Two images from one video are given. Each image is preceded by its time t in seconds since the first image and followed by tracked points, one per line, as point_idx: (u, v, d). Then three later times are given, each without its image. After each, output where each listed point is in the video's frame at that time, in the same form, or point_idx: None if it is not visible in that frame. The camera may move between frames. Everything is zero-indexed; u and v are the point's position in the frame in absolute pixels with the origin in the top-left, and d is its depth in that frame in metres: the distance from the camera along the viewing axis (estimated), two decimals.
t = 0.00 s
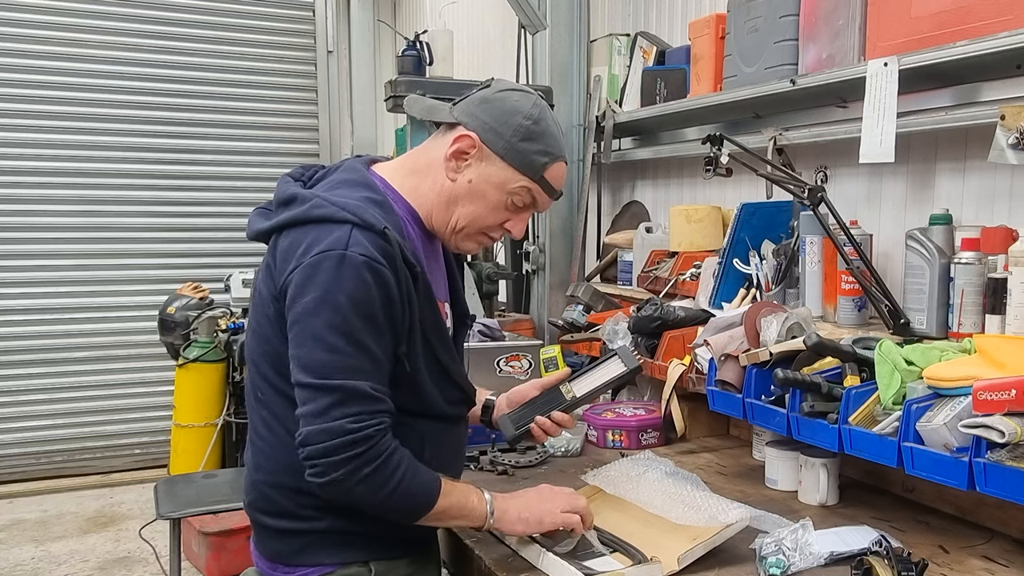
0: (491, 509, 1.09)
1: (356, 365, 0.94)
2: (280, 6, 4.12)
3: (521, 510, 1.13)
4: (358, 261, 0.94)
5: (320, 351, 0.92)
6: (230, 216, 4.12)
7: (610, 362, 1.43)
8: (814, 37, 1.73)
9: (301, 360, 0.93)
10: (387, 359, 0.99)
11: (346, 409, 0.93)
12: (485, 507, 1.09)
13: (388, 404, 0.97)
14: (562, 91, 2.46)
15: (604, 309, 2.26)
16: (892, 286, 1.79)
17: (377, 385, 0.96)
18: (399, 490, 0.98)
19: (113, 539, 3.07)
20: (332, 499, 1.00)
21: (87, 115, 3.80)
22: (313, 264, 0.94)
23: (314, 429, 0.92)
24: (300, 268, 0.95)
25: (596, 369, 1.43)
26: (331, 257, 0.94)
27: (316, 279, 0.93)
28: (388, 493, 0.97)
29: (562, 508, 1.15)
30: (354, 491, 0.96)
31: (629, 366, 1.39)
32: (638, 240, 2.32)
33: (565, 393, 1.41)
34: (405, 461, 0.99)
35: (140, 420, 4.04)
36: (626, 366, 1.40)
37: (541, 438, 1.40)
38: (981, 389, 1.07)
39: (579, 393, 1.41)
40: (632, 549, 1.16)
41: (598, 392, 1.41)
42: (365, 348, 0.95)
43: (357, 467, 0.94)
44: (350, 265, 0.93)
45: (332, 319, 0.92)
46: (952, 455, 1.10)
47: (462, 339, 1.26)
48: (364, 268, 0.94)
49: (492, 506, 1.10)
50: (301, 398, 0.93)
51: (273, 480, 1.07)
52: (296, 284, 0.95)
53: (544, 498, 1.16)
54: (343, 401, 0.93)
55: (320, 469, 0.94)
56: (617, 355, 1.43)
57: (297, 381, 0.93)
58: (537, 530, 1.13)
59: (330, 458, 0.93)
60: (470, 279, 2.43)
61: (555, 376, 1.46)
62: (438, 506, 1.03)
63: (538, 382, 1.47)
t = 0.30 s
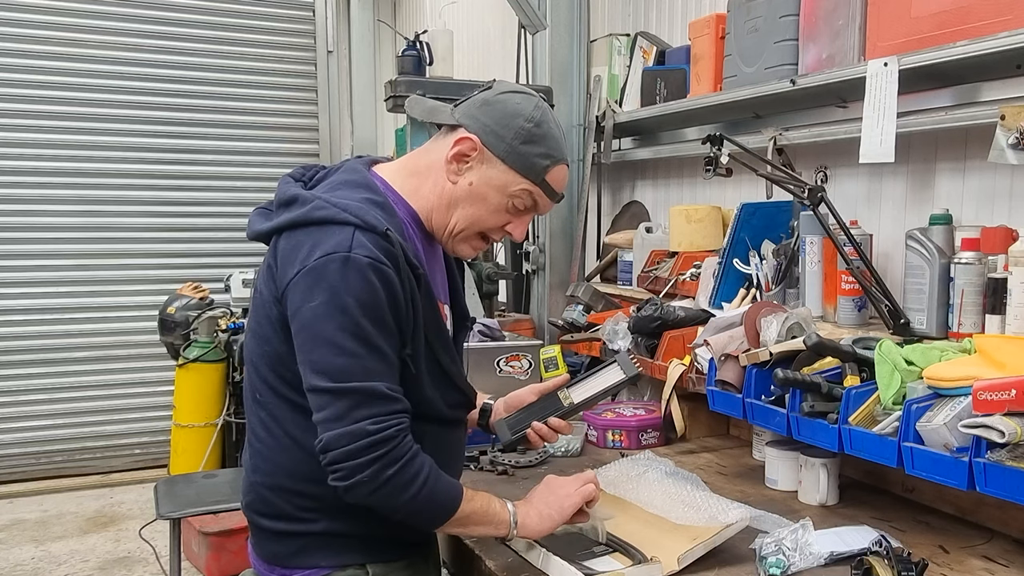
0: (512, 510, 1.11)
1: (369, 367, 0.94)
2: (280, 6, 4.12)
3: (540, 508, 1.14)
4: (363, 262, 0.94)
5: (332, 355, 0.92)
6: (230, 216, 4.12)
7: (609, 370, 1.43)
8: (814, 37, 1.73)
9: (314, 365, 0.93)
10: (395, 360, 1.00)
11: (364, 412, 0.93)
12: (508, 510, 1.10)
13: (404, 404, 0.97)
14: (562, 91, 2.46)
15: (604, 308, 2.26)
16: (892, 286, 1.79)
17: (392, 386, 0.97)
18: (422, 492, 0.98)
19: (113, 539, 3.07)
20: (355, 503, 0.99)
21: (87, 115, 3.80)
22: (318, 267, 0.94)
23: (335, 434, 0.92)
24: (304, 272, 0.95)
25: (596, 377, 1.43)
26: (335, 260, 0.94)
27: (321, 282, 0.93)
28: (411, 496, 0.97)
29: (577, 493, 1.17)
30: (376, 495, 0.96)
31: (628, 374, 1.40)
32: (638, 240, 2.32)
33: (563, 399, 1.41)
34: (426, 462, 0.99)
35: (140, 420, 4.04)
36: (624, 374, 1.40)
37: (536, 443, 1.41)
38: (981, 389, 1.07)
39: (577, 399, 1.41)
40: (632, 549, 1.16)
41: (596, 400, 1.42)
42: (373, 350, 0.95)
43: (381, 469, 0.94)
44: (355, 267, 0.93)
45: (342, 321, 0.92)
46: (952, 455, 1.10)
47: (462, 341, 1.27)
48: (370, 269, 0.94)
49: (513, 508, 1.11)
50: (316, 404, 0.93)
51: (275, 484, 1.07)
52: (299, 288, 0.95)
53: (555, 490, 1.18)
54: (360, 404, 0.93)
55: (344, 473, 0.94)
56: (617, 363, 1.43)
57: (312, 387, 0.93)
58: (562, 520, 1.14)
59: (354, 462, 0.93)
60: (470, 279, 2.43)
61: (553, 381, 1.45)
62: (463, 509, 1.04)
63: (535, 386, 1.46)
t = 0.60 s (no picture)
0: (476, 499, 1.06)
1: (345, 360, 0.93)
2: (280, 6, 4.12)
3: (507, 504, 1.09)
4: (353, 255, 0.93)
5: (307, 345, 0.91)
6: (230, 216, 4.12)
7: (613, 367, 1.46)
8: (814, 37, 1.73)
9: (287, 352, 0.93)
10: (380, 356, 0.99)
11: (326, 402, 0.92)
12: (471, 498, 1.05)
13: (371, 400, 0.96)
14: (562, 91, 2.46)
15: (604, 309, 2.26)
16: (892, 286, 1.79)
17: (362, 381, 0.95)
18: (377, 487, 0.97)
19: (113, 539, 3.07)
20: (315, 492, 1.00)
21: (87, 115, 3.80)
22: (308, 257, 0.94)
23: (291, 421, 0.93)
24: (295, 261, 0.95)
25: (599, 375, 1.46)
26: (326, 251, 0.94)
27: (309, 272, 0.94)
28: (365, 489, 0.96)
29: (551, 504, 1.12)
30: (331, 486, 0.96)
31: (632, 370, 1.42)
32: (638, 240, 2.32)
33: (567, 397, 1.43)
34: (387, 458, 0.97)
35: (140, 420, 4.03)
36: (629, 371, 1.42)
37: (544, 443, 1.39)
38: (981, 389, 1.07)
39: (582, 397, 1.43)
40: (632, 549, 1.16)
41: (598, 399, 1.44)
42: (355, 345, 0.94)
43: (332, 462, 0.93)
44: (345, 260, 0.93)
45: (322, 312, 0.92)
46: (952, 455, 1.10)
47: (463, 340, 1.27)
48: (360, 263, 0.93)
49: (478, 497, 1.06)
50: (285, 390, 0.94)
51: (271, 480, 1.07)
52: (291, 277, 0.96)
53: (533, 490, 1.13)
54: (325, 394, 0.92)
55: (297, 463, 0.94)
56: (622, 359, 1.46)
57: (282, 373, 0.93)
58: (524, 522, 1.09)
59: (306, 451, 0.93)
60: (470, 279, 2.43)
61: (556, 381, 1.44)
62: (420, 500, 1.00)
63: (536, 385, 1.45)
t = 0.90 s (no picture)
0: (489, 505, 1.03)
1: (342, 351, 0.93)
2: (280, 6, 4.12)
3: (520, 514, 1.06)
4: (345, 247, 0.94)
5: (303, 336, 0.91)
6: (230, 216, 4.12)
7: (614, 364, 1.47)
8: (814, 37, 1.73)
9: (283, 345, 0.93)
10: (377, 349, 0.98)
11: (324, 392, 0.91)
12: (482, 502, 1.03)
13: (370, 391, 0.95)
14: (562, 91, 2.46)
15: (604, 308, 2.26)
16: (892, 286, 1.79)
17: (361, 372, 0.95)
18: (379, 477, 0.95)
19: (113, 539, 3.07)
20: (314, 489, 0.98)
21: (87, 115, 3.80)
22: (302, 251, 0.95)
23: (291, 412, 0.92)
24: (290, 256, 0.96)
25: (599, 373, 1.47)
26: (319, 244, 0.94)
27: (303, 265, 0.94)
28: (367, 479, 0.94)
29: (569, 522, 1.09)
30: (329, 479, 0.94)
31: (633, 367, 1.44)
32: (638, 240, 2.32)
33: (567, 396, 1.43)
34: (386, 448, 0.96)
35: (140, 420, 4.03)
36: (630, 367, 1.45)
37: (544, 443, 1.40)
38: (981, 389, 1.07)
39: (583, 395, 1.43)
40: (632, 549, 1.16)
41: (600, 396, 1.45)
42: (351, 336, 0.94)
43: (331, 451, 0.92)
44: (337, 252, 0.94)
45: (317, 304, 0.92)
46: (952, 455, 1.10)
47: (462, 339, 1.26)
48: (352, 254, 0.94)
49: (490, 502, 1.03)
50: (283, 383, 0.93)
51: (270, 479, 1.07)
52: (285, 271, 0.96)
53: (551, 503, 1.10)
54: (323, 384, 0.91)
55: (297, 454, 0.93)
56: (622, 356, 1.47)
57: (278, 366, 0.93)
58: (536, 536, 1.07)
59: (306, 442, 0.92)
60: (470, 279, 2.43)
61: (555, 381, 1.45)
62: (425, 497, 0.98)
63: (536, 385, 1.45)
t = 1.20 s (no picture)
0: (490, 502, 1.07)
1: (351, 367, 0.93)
2: (280, 6, 4.12)
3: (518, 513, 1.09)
4: (350, 260, 0.93)
5: (312, 354, 0.91)
6: (229, 216, 4.12)
7: (609, 367, 1.47)
8: (814, 37, 1.73)
9: (292, 362, 0.92)
10: (381, 359, 0.99)
11: (338, 412, 0.93)
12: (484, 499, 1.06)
13: (380, 405, 0.97)
14: (562, 91, 2.46)
15: (604, 308, 2.26)
16: (892, 287, 1.79)
17: (371, 387, 0.96)
18: (395, 491, 0.97)
19: (113, 539, 3.07)
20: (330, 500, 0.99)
21: (87, 115, 3.80)
22: (304, 264, 0.94)
23: (306, 433, 0.92)
24: (292, 268, 0.95)
25: (596, 376, 1.46)
26: (322, 257, 0.93)
27: (306, 279, 0.93)
28: (384, 494, 0.97)
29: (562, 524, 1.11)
30: (347, 493, 0.96)
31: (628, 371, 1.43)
32: (638, 240, 2.32)
33: (563, 398, 1.42)
34: (399, 461, 0.98)
35: (140, 420, 4.03)
36: (625, 370, 1.44)
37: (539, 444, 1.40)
38: (981, 389, 1.07)
39: (578, 397, 1.42)
40: (632, 549, 1.16)
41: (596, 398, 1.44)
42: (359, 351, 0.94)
43: (348, 469, 0.94)
44: (341, 265, 0.93)
45: (324, 320, 0.92)
46: (952, 455, 1.10)
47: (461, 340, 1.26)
48: (356, 267, 0.93)
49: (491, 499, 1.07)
50: (293, 401, 0.93)
51: (271, 484, 1.07)
52: (287, 284, 0.95)
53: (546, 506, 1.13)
54: (336, 403, 0.92)
55: (313, 472, 0.94)
56: (617, 359, 1.46)
57: (288, 383, 0.93)
58: (526, 534, 1.10)
59: (323, 462, 0.93)
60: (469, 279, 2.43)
61: (552, 382, 1.45)
62: (434, 505, 1.01)
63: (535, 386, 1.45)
